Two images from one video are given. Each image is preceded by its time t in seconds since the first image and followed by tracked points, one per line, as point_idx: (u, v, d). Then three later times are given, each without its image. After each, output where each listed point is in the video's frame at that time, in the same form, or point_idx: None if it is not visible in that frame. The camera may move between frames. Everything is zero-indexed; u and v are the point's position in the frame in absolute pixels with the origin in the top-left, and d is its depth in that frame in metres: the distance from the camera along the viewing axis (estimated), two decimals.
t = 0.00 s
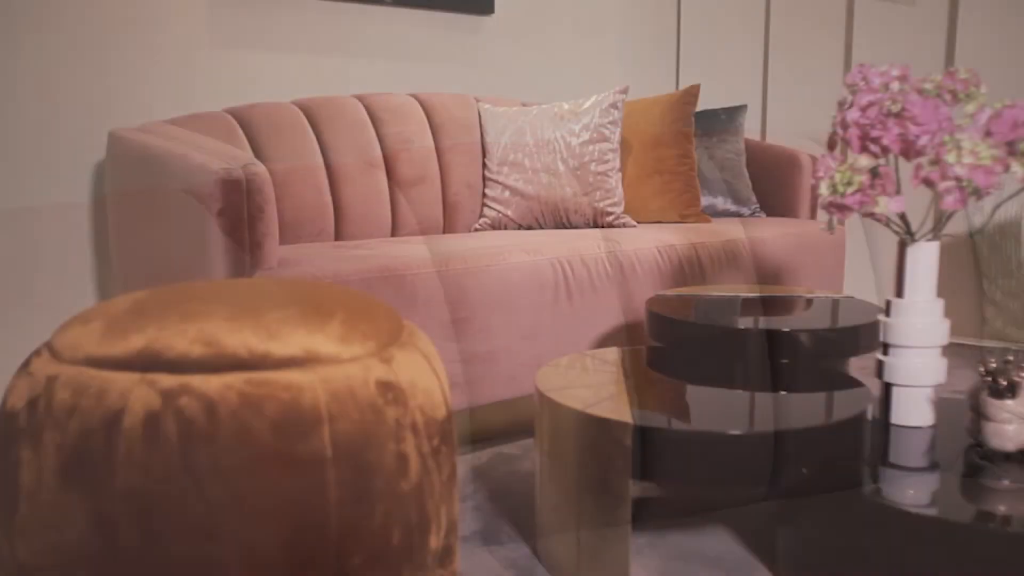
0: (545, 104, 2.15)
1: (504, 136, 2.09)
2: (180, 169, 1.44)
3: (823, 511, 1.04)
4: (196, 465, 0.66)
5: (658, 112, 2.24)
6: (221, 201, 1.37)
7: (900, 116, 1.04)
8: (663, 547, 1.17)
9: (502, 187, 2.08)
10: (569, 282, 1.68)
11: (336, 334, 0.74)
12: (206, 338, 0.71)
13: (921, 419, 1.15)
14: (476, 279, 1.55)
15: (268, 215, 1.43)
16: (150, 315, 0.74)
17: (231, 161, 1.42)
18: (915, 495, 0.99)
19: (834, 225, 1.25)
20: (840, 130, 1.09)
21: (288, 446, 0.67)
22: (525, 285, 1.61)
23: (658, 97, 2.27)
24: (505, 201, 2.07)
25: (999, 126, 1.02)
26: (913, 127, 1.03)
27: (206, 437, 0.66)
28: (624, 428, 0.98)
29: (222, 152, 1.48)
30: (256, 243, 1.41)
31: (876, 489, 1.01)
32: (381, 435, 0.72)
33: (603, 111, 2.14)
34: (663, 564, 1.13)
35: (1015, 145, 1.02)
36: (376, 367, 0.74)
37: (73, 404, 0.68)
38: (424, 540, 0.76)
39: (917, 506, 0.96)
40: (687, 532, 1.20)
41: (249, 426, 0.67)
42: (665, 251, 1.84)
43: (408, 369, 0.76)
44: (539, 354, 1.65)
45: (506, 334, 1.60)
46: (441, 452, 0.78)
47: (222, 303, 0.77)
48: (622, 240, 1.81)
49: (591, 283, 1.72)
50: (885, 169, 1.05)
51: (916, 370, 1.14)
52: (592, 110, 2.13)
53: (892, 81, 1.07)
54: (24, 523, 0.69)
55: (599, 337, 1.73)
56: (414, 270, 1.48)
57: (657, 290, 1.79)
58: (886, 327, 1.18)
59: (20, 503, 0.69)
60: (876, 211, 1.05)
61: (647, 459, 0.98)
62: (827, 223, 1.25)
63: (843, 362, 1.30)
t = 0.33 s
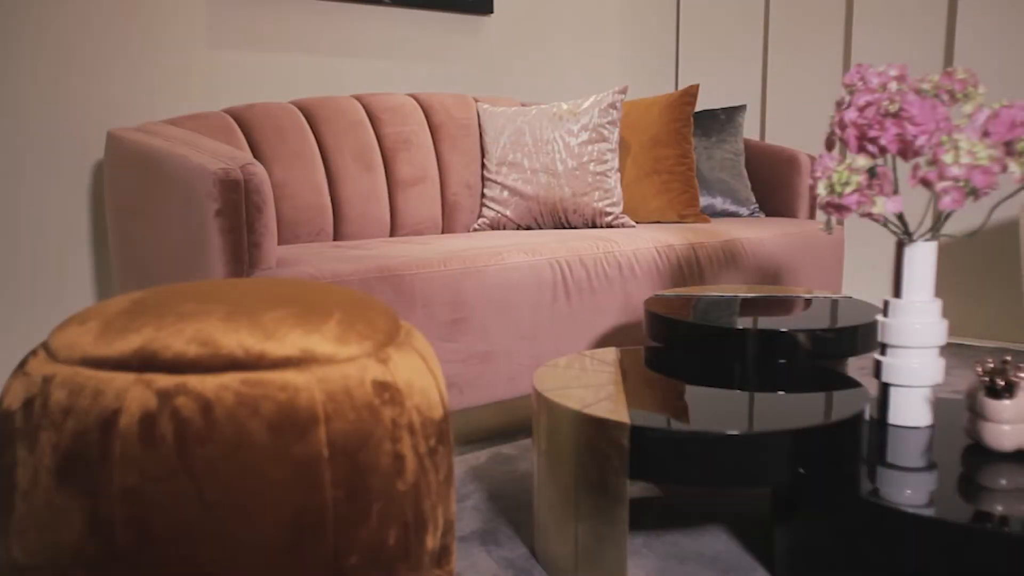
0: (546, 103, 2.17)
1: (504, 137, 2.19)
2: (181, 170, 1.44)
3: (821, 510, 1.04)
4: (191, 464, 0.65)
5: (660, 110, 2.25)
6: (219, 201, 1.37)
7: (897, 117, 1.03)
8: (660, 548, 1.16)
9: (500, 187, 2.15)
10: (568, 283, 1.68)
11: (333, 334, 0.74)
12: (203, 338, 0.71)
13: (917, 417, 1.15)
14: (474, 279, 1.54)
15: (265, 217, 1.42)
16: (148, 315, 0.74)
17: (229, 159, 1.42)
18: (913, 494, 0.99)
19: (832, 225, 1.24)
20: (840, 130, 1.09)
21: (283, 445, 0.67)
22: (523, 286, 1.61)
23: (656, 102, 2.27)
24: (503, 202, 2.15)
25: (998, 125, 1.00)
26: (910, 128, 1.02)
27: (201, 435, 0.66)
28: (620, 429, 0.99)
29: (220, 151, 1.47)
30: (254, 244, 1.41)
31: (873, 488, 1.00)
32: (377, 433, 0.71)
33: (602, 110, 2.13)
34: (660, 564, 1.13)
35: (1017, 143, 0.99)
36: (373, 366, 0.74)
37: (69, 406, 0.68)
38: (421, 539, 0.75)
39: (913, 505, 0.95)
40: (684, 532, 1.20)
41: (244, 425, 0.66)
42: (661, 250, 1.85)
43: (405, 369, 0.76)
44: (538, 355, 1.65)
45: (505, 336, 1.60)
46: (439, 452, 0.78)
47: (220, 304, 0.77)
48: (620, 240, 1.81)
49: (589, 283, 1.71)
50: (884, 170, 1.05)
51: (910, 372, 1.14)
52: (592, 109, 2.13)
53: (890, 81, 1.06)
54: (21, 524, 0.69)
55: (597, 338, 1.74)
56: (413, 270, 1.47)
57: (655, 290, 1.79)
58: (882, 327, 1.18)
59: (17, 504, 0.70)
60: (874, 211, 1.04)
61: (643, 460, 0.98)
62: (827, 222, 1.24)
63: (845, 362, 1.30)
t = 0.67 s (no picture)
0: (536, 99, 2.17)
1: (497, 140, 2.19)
2: (173, 171, 1.44)
3: (811, 509, 1.04)
4: (175, 465, 0.65)
5: (655, 110, 2.25)
6: (210, 202, 1.37)
7: (887, 118, 1.03)
8: (649, 547, 1.16)
9: (495, 185, 2.15)
10: (561, 283, 1.68)
11: (318, 334, 0.74)
12: (187, 338, 0.71)
13: (906, 418, 1.16)
14: (467, 279, 1.54)
15: (258, 217, 1.42)
16: (133, 315, 0.74)
17: (222, 160, 1.42)
18: (903, 494, 0.99)
19: (823, 225, 1.24)
20: (830, 130, 1.09)
21: (266, 446, 0.67)
22: (515, 285, 1.61)
23: (651, 100, 2.27)
24: (497, 202, 2.14)
25: (987, 125, 1.00)
26: (900, 128, 1.02)
27: (184, 435, 0.66)
28: (608, 429, 0.99)
29: (212, 151, 1.47)
30: (246, 245, 1.41)
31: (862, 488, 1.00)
32: (362, 434, 0.71)
33: (596, 110, 2.13)
34: (649, 563, 1.13)
35: (1006, 144, 0.99)
36: (357, 367, 0.73)
37: (52, 406, 0.68)
38: (406, 539, 0.75)
39: (903, 505, 0.95)
40: (675, 532, 1.20)
41: (227, 426, 0.66)
42: (655, 250, 1.85)
43: (390, 369, 0.76)
44: (531, 355, 1.65)
45: (498, 336, 1.60)
46: (423, 452, 0.78)
47: (204, 303, 0.77)
48: (613, 239, 1.81)
49: (582, 283, 1.72)
50: (873, 169, 1.05)
51: (899, 372, 1.14)
52: (586, 108, 2.13)
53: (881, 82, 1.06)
54: (6, 523, 0.69)
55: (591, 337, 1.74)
56: (406, 270, 1.47)
57: (648, 291, 1.79)
58: (871, 326, 1.18)
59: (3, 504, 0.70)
60: (862, 211, 1.04)
61: (632, 460, 0.98)
62: (816, 223, 1.24)
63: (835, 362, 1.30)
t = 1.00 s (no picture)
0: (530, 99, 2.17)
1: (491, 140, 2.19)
2: (164, 171, 1.44)
3: (799, 509, 1.04)
4: (154, 466, 0.65)
5: (648, 109, 2.25)
6: (200, 202, 1.37)
7: (874, 118, 1.03)
8: (638, 547, 1.16)
9: (488, 185, 2.15)
10: (553, 283, 1.68)
11: (300, 334, 0.74)
12: (167, 339, 0.71)
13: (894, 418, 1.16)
14: (458, 279, 1.54)
15: (248, 218, 1.42)
16: (114, 315, 0.74)
17: (212, 160, 1.41)
18: (891, 494, 0.99)
19: (812, 226, 1.23)
20: (818, 130, 1.09)
21: (246, 446, 0.67)
22: (507, 285, 1.61)
23: (645, 100, 2.27)
24: (491, 202, 2.15)
25: (974, 126, 0.99)
26: (886, 128, 1.02)
27: (164, 436, 0.66)
28: (595, 429, 0.99)
29: (203, 151, 1.47)
30: (237, 246, 1.41)
31: (851, 490, 0.99)
32: (343, 435, 0.71)
33: (589, 111, 2.13)
34: (637, 563, 1.13)
35: (993, 144, 0.99)
36: (339, 367, 0.73)
37: (32, 406, 0.68)
38: (388, 540, 0.75)
39: (890, 506, 0.95)
40: (664, 532, 1.20)
41: (206, 426, 0.66)
42: (648, 250, 1.85)
43: (372, 370, 0.76)
44: (523, 355, 1.65)
45: (489, 336, 1.60)
46: (406, 452, 0.78)
47: (186, 303, 0.77)
48: (605, 239, 1.81)
49: (574, 283, 1.72)
50: (859, 169, 1.05)
51: (888, 373, 1.14)
52: (579, 109, 2.13)
53: (869, 82, 1.06)
54: None
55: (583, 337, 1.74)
56: (396, 270, 1.47)
57: (639, 291, 1.79)
58: (859, 326, 1.17)
59: None
60: (848, 211, 1.04)
61: (619, 460, 0.98)
62: (805, 222, 1.24)
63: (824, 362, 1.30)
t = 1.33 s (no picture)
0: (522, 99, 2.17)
1: (483, 141, 2.20)
2: (152, 171, 1.44)
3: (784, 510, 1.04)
4: (129, 465, 0.65)
5: (640, 109, 2.25)
6: (188, 202, 1.37)
7: (858, 118, 1.03)
8: (624, 547, 1.16)
9: (481, 187, 2.15)
10: (543, 283, 1.68)
11: (277, 334, 0.74)
12: (144, 338, 0.71)
13: (881, 418, 1.16)
14: (447, 279, 1.54)
15: (237, 219, 1.42)
16: (92, 316, 0.75)
17: (200, 160, 1.41)
18: (876, 494, 0.99)
19: (798, 226, 1.23)
20: (803, 130, 1.09)
21: (221, 446, 0.67)
22: (497, 285, 1.61)
23: (636, 100, 2.27)
24: (483, 203, 2.15)
25: (958, 126, 1.00)
26: (870, 128, 1.02)
27: (139, 436, 0.66)
28: (579, 429, 0.99)
29: (192, 151, 1.47)
30: (224, 247, 1.42)
31: (836, 491, 0.99)
32: (320, 435, 0.72)
33: (581, 111, 2.13)
34: (623, 564, 1.13)
35: (976, 144, 0.99)
36: (317, 367, 0.73)
37: (7, 407, 0.68)
38: (366, 539, 0.75)
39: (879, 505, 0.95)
40: (650, 532, 1.20)
41: (181, 426, 0.66)
42: (639, 250, 1.85)
43: (351, 370, 0.76)
44: (513, 355, 1.65)
45: (479, 336, 1.60)
46: (385, 453, 0.78)
47: (164, 303, 0.77)
48: (596, 240, 1.81)
49: (564, 283, 1.72)
50: (843, 169, 1.05)
51: (874, 374, 1.14)
52: (571, 109, 2.13)
53: (854, 82, 1.06)
54: None
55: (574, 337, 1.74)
56: (385, 270, 1.47)
57: (630, 291, 1.80)
58: (845, 326, 1.17)
59: None
60: (832, 212, 1.04)
61: (602, 460, 0.98)
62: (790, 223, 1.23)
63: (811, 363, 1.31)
